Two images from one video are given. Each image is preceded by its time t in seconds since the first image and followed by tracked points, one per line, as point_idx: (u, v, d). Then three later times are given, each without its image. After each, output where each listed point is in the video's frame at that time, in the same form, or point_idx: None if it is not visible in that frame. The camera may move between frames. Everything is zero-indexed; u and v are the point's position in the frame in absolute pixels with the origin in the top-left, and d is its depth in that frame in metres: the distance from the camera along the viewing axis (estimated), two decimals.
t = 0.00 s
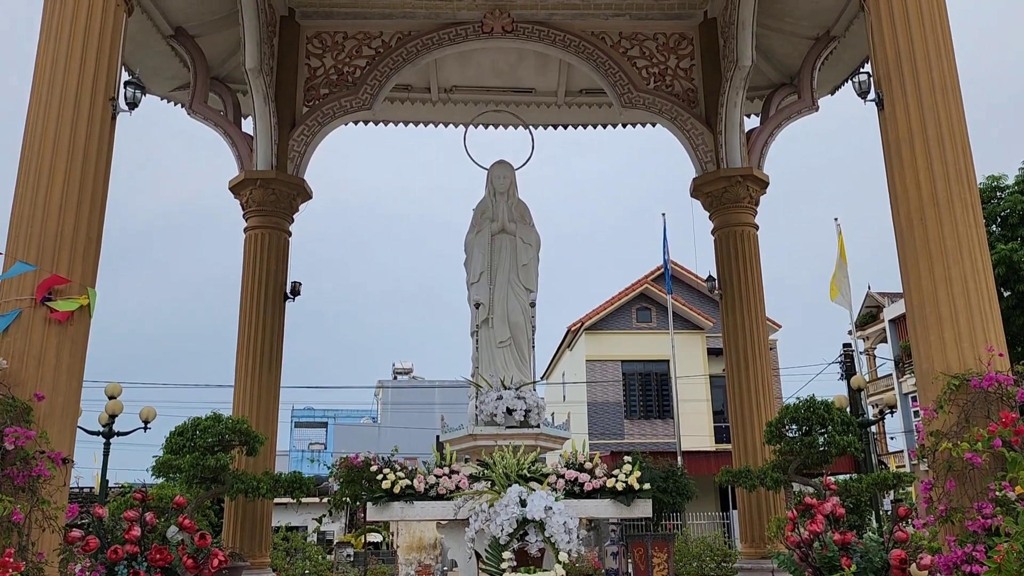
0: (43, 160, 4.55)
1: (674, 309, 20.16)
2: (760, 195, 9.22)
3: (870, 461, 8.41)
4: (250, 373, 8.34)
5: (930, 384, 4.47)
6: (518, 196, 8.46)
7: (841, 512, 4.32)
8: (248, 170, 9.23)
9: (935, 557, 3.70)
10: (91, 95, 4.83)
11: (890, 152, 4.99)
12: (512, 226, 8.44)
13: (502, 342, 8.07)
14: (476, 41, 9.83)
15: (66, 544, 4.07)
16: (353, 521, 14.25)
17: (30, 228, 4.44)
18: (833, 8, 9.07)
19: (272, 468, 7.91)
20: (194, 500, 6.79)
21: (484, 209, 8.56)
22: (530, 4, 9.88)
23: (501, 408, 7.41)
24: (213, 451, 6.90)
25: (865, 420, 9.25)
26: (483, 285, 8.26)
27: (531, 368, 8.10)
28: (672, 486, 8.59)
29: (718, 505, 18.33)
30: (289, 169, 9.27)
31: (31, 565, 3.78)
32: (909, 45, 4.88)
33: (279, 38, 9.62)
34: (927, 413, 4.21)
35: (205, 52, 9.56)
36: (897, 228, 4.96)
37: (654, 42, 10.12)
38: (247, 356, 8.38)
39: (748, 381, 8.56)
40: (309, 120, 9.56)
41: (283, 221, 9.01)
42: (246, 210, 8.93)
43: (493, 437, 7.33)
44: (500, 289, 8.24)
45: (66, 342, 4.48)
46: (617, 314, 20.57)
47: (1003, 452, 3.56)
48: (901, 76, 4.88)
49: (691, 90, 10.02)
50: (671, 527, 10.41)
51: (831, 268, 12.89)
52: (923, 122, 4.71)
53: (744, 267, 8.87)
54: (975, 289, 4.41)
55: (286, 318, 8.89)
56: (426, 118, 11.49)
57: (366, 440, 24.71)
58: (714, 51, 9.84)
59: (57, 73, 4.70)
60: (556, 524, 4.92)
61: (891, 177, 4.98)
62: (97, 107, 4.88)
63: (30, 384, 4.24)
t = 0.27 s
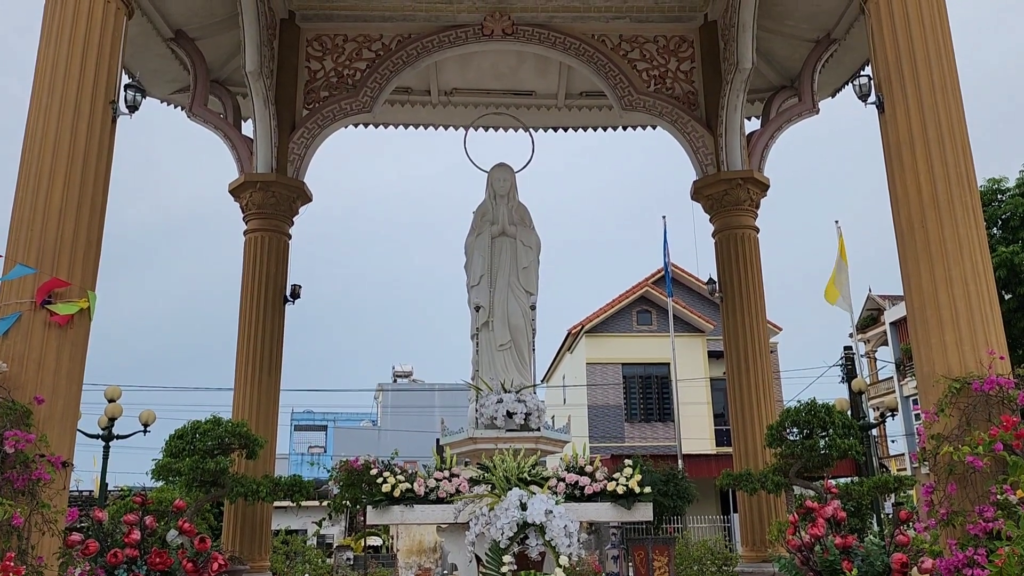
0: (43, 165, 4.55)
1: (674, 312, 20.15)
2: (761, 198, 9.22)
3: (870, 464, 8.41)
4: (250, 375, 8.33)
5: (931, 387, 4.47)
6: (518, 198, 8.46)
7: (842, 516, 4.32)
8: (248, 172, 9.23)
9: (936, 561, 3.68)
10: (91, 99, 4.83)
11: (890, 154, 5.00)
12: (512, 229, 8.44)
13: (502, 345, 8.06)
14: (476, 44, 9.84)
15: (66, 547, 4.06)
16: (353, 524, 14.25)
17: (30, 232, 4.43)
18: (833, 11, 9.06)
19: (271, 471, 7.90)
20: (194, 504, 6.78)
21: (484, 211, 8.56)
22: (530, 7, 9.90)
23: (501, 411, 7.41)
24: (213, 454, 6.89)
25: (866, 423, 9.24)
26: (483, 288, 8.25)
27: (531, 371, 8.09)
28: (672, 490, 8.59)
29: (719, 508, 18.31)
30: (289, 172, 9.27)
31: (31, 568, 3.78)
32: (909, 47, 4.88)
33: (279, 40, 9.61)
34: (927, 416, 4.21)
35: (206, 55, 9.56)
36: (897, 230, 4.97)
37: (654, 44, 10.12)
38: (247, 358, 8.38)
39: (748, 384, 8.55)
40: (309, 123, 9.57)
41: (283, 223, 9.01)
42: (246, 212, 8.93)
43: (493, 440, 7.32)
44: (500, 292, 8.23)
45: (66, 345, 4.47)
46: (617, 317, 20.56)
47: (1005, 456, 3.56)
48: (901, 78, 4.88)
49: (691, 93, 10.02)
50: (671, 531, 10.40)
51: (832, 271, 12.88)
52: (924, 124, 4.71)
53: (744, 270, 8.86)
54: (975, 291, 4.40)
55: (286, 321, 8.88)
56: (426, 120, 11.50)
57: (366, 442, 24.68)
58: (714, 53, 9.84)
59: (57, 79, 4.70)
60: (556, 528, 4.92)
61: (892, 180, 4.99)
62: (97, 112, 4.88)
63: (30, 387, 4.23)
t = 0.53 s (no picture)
0: (43, 165, 4.55)
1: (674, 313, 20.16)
2: (760, 200, 9.23)
3: (870, 465, 8.41)
4: (249, 377, 8.33)
5: (931, 389, 4.47)
6: (518, 200, 8.46)
7: (842, 518, 4.32)
8: (248, 174, 9.23)
9: (936, 563, 3.68)
10: (91, 100, 4.83)
11: (891, 157, 5.00)
12: (512, 231, 8.44)
13: (502, 346, 8.06)
14: (476, 46, 9.84)
15: (66, 549, 4.06)
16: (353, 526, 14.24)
17: (30, 232, 4.44)
18: (833, 12, 9.06)
19: (271, 473, 7.89)
20: (193, 505, 6.77)
21: (484, 213, 8.55)
22: (530, 9, 9.92)
23: (501, 412, 7.40)
24: (212, 456, 6.88)
25: (865, 425, 9.25)
26: (483, 289, 8.25)
27: (531, 373, 8.09)
28: (672, 492, 8.58)
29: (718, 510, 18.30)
30: (289, 173, 9.28)
31: (31, 570, 3.77)
32: (909, 50, 4.88)
33: (279, 42, 9.62)
34: (927, 418, 4.21)
35: (206, 56, 9.57)
36: (897, 233, 4.98)
37: (654, 46, 10.13)
38: (247, 360, 8.38)
39: (748, 386, 8.55)
40: (308, 124, 9.57)
41: (282, 225, 9.01)
42: (246, 214, 8.93)
43: (493, 442, 7.32)
44: (500, 293, 8.23)
45: (66, 346, 4.47)
46: (617, 319, 20.56)
47: (1004, 458, 3.56)
48: (901, 81, 4.89)
49: (691, 94, 10.02)
50: (671, 532, 10.40)
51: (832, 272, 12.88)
52: (923, 126, 4.71)
53: (744, 272, 8.86)
54: (975, 294, 4.40)
55: (286, 323, 8.88)
56: (426, 122, 11.51)
57: (366, 444, 24.65)
58: (714, 55, 9.85)
59: (57, 80, 4.70)
60: (556, 529, 4.94)
61: (892, 182, 4.99)
62: (97, 113, 4.88)
63: (30, 389, 4.23)
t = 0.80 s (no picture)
0: (43, 167, 4.56)
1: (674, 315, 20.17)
2: (760, 202, 9.24)
3: (870, 467, 8.41)
4: (249, 378, 8.33)
5: (931, 391, 4.47)
6: (518, 201, 8.46)
7: (842, 519, 4.31)
8: (248, 176, 9.23)
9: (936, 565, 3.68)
10: (91, 102, 4.83)
11: (891, 159, 5.01)
12: (512, 232, 8.44)
13: (502, 348, 8.06)
14: (476, 47, 9.85)
15: (65, 550, 4.06)
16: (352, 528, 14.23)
17: (30, 234, 4.44)
18: (833, 15, 9.07)
19: (270, 475, 7.89)
20: (193, 507, 6.77)
21: (484, 214, 8.55)
22: (530, 11, 9.93)
23: (501, 414, 7.40)
24: (212, 458, 6.87)
25: (865, 427, 9.25)
26: (483, 291, 8.25)
27: (531, 375, 8.09)
28: (672, 493, 8.57)
29: (718, 511, 18.30)
30: (289, 175, 9.29)
31: (30, 571, 3.77)
32: (909, 52, 4.89)
33: (279, 44, 9.63)
34: (927, 419, 4.22)
35: (206, 58, 9.57)
36: (897, 235, 4.98)
37: (654, 48, 10.13)
38: (247, 361, 8.38)
39: (748, 388, 8.54)
40: (309, 126, 9.58)
41: (282, 226, 9.01)
42: (246, 215, 8.93)
43: (493, 443, 7.32)
44: (499, 295, 8.23)
45: (66, 348, 4.47)
46: (617, 320, 20.57)
47: (1004, 460, 3.57)
48: (901, 83, 4.89)
49: (691, 96, 10.03)
50: (671, 534, 10.40)
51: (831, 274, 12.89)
52: (923, 129, 4.72)
53: (744, 274, 8.86)
54: (975, 296, 4.40)
55: (286, 324, 8.89)
56: (426, 124, 11.52)
57: (366, 446, 24.63)
58: (714, 57, 9.86)
59: (57, 81, 4.71)
60: (556, 531, 4.94)
61: (892, 184, 5.00)
62: (98, 114, 4.88)
63: (30, 390, 4.23)
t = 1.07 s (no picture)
0: (43, 170, 4.56)
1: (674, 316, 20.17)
2: (760, 204, 9.24)
3: (870, 469, 8.41)
4: (249, 380, 8.33)
5: (930, 393, 4.47)
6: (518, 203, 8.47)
7: (841, 521, 4.31)
8: (248, 177, 9.23)
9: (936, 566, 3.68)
10: (91, 104, 4.83)
11: (890, 161, 5.01)
12: (512, 234, 8.44)
13: (502, 349, 8.06)
14: (476, 49, 9.86)
15: (65, 551, 4.05)
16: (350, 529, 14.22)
17: (30, 235, 4.44)
18: (832, 17, 9.08)
19: (270, 476, 7.89)
20: (192, 508, 6.76)
21: (484, 215, 8.55)
22: (530, 12, 9.94)
23: (500, 415, 7.39)
24: (212, 459, 6.87)
25: (865, 428, 9.26)
26: (483, 292, 8.25)
27: (530, 376, 8.09)
28: (672, 495, 8.56)
29: (718, 513, 18.30)
30: (289, 176, 9.29)
31: (29, 572, 3.77)
32: (909, 54, 4.90)
33: (279, 45, 9.63)
34: (927, 422, 4.22)
35: (206, 59, 9.57)
36: (897, 237, 4.98)
37: (653, 49, 10.14)
38: (246, 362, 8.38)
39: (748, 390, 8.54)
40: (308, 127, 9.59)
41: (282, 227, 9.01)
42: (246, 216, 8.93)
43: (493, 444, 7.32)
44: (499, 296, 8.24)
45: (66, 348, 4.47)
46: (616, 322, 20.57)
47: (1004, 462, 3.57)
48: (901, 85, 4.90)
49: (691, 98, 10.04)
50: (671, 536, 10.40)
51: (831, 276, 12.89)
52: (923, 131, 4.72)
53: (744, 276, 8.86)
54: (975, 299, 4.41)
55: (286, 325, 8.89)
56: (426, 125, 11.53)
57: (365, 447, 24.62)
58: (714, 59, 9.87)
59: (57, 84, 4.71)
60: (556, 532, 4.94)
61: (892, 186, 5.00)
62: (98, 116, 4.88)
63: (30, 391, 4.23)
